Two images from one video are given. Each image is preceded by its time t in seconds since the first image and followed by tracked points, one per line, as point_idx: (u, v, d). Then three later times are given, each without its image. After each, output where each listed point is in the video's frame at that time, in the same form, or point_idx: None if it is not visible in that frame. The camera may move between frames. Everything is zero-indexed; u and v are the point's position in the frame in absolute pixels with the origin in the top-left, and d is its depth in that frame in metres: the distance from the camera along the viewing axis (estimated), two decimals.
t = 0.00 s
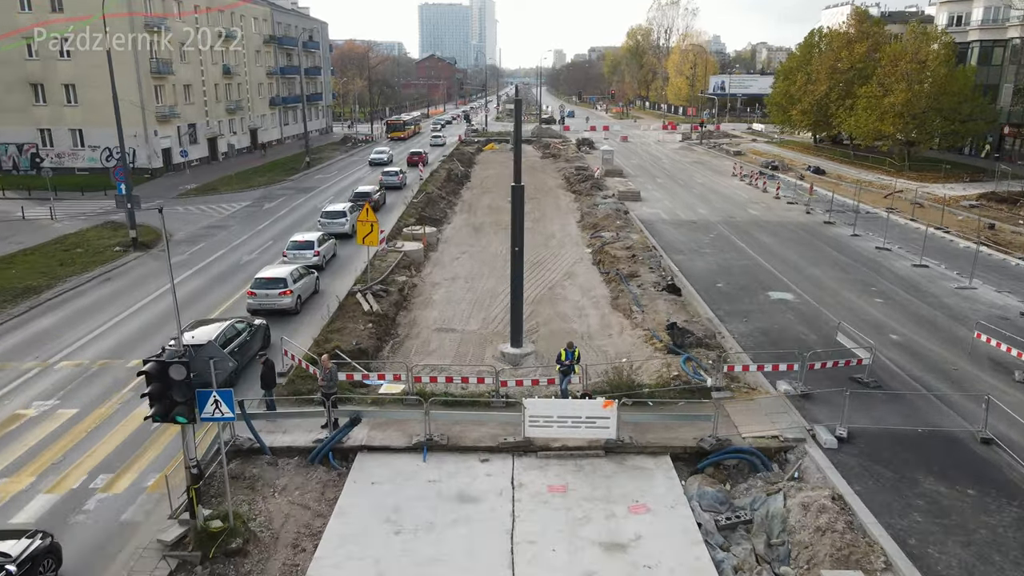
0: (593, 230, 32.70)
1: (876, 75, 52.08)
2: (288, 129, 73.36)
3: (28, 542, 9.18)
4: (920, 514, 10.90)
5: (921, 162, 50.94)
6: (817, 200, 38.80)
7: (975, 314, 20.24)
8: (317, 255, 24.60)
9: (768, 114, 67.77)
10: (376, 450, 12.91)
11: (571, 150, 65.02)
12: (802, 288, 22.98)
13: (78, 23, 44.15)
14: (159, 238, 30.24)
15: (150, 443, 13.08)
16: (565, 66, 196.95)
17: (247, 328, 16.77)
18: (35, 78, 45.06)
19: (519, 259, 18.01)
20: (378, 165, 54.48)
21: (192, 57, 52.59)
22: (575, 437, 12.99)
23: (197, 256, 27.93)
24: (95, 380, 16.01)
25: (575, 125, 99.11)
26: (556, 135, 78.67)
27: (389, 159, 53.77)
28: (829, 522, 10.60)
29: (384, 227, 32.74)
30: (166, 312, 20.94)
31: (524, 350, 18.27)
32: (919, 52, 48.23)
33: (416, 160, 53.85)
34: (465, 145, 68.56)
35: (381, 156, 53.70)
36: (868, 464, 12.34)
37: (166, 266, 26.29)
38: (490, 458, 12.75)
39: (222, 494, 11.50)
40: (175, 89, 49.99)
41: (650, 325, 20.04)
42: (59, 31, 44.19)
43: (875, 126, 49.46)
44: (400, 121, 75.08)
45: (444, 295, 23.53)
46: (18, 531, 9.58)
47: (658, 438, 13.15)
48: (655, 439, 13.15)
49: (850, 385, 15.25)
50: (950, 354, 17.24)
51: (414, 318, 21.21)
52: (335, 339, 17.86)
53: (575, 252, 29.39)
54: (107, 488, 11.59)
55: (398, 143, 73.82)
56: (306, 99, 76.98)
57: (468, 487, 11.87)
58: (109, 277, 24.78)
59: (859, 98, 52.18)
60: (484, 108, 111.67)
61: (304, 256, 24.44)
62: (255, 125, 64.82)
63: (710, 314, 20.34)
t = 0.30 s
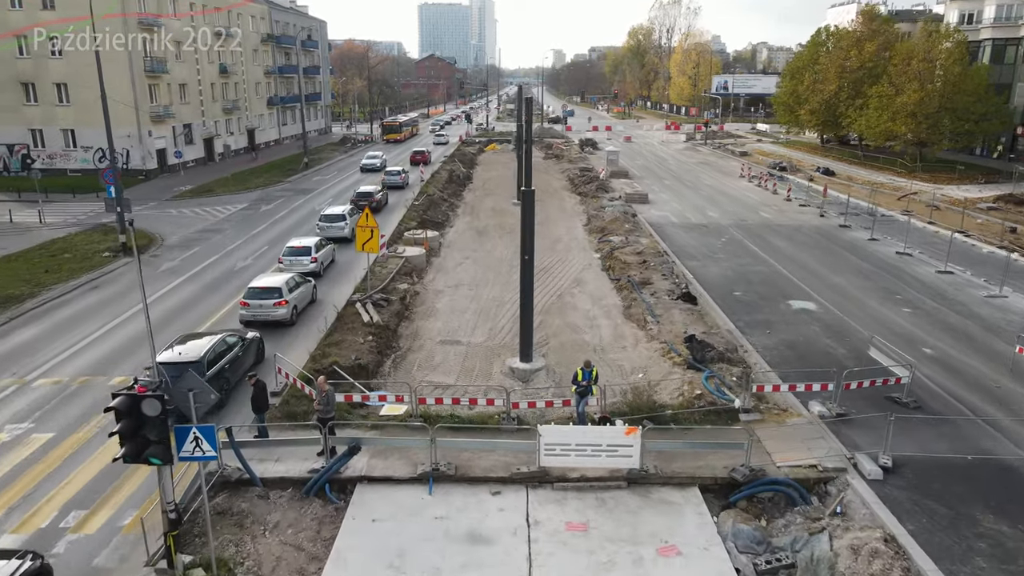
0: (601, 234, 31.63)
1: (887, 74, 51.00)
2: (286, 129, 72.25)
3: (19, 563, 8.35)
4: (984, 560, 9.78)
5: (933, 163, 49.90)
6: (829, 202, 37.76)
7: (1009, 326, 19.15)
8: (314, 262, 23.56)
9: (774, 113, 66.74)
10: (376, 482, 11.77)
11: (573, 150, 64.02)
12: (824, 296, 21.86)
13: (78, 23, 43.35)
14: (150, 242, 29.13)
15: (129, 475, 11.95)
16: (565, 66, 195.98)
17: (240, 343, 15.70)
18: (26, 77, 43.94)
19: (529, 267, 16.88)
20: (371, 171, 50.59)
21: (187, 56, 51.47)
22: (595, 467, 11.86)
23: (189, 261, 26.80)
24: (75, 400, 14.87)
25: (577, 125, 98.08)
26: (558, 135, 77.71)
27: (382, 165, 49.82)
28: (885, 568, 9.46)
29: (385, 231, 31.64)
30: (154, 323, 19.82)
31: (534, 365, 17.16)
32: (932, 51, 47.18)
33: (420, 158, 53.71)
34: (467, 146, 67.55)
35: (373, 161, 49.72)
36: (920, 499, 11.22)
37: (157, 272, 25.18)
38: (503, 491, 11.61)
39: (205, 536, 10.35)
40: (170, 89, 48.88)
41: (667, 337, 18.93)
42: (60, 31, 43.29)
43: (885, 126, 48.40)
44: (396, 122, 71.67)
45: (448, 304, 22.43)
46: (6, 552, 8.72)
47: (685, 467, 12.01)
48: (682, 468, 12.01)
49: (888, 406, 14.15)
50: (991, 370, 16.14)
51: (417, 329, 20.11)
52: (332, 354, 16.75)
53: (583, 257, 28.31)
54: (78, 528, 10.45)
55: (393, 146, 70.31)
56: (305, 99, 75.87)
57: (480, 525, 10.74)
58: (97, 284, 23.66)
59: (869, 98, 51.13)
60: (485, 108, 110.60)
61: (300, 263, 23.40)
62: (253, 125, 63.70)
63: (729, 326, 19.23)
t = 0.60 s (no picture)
0: (609, 238, 30.56)
1: (898, 74, 49.84)
2: (284, 129, 71.16)
3: None
4: None
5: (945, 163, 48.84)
6: (842, 204, 36.71)
7: None
8: (312, 269, 22.54)
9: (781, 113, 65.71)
10: (378, 519, 10.66)
11: (576, 151, 63.01)
12: (848, 305, 20.76)
13: (77, 23, 42.33)
14: (142, 247, 28.03)
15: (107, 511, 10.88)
16: (566, 66, 195.11)
17: (232, 360, 14.63)
18: (16, 76, 42.85)
19: (541, 277, 15.79)
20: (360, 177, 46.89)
21: (183, 54, 50.36)
22: (620, 502, 10.77)
23: (182, 267, 25.70)
24: (51, 423, 13.77)
25: (579, 125, 97.10)
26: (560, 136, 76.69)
27: (374, 172, 46.11)
28: None
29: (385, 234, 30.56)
30: (142, 334, 18.71)
31: (546, 382, 16.07)
32: (944, 49, 46.08)
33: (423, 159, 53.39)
34: (468, 146, 66.52)
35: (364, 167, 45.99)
36: (980, 539, 10.14)
37: (146, 279, 24.07)
38: (519, 528, 10.52)
39: None
40: (165, 88, 47.75)
41: (686, 350, 17.84)
42: (58, 31, 42.41)
43: (896, 125, 47.34)
44: (391, 125, 68.64)
45: (452, 313, 21.35)
46: None
47: (718, 501, 10.91)
48: (714, 502, 10.92)
49: (932, 430, 13.07)
50: None
51: (420, 340, 19.03)
52: (330, 371, 15.65)
53: (591, 262, 27.23)
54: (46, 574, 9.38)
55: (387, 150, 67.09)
56: (304, 99, 74.77)
57: (495, 570, 9.63)
58: (84, 292, 22.57)
59: (879, 97, 50.07)
60: (486, 109, 109.67)
61: (296, 270, 22.37)
62: (250, 125, 62.60)
63: (752, 338, 18.14)
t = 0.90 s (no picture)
0: (618, 242, 29.53)
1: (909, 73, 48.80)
2: (282, 130, 70.06)
3: None
4: None
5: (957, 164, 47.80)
6: (856, 207, 35.73)
7: None
8: (309, 276, 21.57)
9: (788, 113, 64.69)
10: (379, 562, 9.54)
11: (580, 151, 61.99)
12: (874, 315, 19.69)
13: (78, 22, 41.71)
14: (132, 252, 26.95)
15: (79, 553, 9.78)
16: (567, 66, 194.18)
17: (221, 378, 13.51)
18: (7, 75, 41.77)
19: (554, 289, 14.69)
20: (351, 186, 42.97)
21: (179, 53, 49.24)
22: (650, 544, 9.64)
23: (173, 273, 24.61)
24: (24, 448, 12.71)
25: (581, 125, 96.13)
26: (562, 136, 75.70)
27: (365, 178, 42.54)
28: None
29: (385, 238, 29.51)
30: (127, 348, 17.62)
31: (559, 401, 14.97)
32: (957, 48, 45.03)
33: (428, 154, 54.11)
34: (469, 147, 65.55)
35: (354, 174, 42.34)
36: None
37: (134, 287, 22.99)
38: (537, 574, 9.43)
39: None
40: (160, 87, 46.64)
41: (707, 364, 16.79)
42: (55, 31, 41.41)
43: (908, 126, 46.31)
44: (386, 126, 65.60)
45: (457, 323, 20.28)
46: None
47: (758, 542, 9.81)
48: (753, 543, 9.83)
49: (983, 457, 12.01)
50: None
51: (423, 353, 17.97)
52: (328, 390, 14.59)
53: (601, 268, 26.18)
54: None
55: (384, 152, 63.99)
56: (302, 99, 73.66)
57: None
58: (68, 301, 21.50)
59: (890, 97, 49.04)
60: (487, 108, 108.69)
61: (293, 277, 21.38)
62: (248, 125, 61.52)
63: (776, 351, 17.09)
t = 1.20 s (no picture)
0: (627, 246, 28.53)
1: (921, 72, 47.80)
2: (281, 130, 69.03)
3: None
4: None
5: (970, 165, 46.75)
6: (870, 210, 34.74)
7: None
8: (308, 284, 20.75)
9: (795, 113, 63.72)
10: None
11: (583, 152, 61.02)
12: (904, 326, 18.66)
13: (77, 22, 40.57)
14: (123, 258, 25.89)
15: None
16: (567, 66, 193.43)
17: (210, 400, 12.45)
18: None
19: (570, 302, 13.60)
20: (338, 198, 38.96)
21: (174, 51, 48.19)
22: None
23: (165, 280, 23.54)
24: None
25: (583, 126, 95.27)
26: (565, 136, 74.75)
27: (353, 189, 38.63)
28: None
29: (387, 243, 28.49)
30: (113, 362, 16.55)
31: (576, 422, 13.90)
32: (971, 45, 43.97)
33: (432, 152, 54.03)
34: (471, 147, 64.57)
35: (340, 184, 38.37)
36: None
37: (124, 295, 21.94)
38: None
39: None
40: (155, 86, 45.54)
41: (730, 380, 15.75)
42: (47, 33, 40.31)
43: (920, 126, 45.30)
44: (381, 128, 62.42)
45: (463, 334, 19.25)
46: None
47: None
48: None
49: None
50: None
51: (429, 368, 16.94)
52: (327, 411, 13.56)
53: (611, 274, 25.15)
54: None
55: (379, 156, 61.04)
56: (301, 98, 72.63)
57: None
58: (54, 311, 20.43)
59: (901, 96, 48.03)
60: (488, 109, 107.78)
61: (291, 285, 20.54)
62: (246, 125, 60.52)
63: (803, 366, 16.05)
